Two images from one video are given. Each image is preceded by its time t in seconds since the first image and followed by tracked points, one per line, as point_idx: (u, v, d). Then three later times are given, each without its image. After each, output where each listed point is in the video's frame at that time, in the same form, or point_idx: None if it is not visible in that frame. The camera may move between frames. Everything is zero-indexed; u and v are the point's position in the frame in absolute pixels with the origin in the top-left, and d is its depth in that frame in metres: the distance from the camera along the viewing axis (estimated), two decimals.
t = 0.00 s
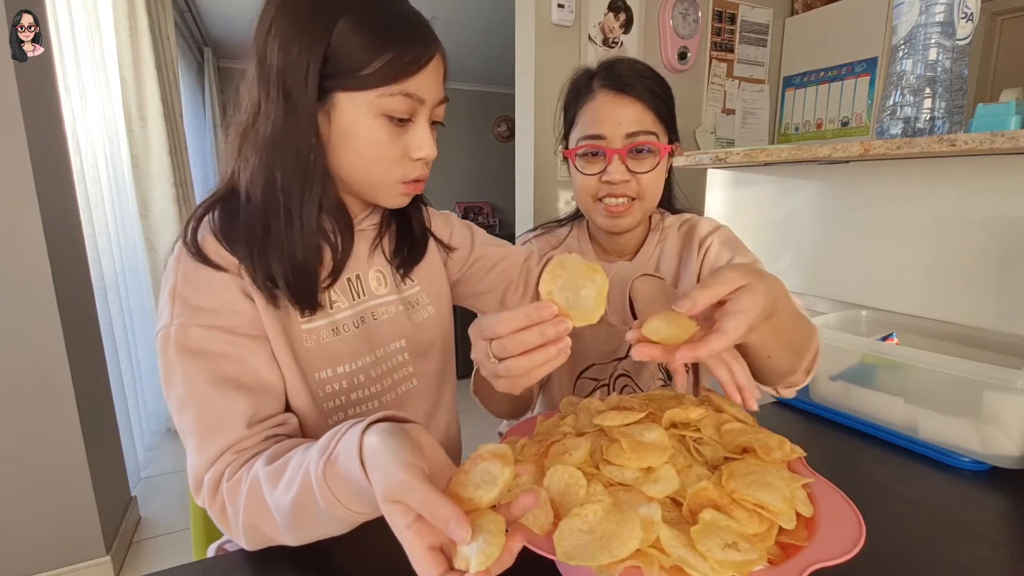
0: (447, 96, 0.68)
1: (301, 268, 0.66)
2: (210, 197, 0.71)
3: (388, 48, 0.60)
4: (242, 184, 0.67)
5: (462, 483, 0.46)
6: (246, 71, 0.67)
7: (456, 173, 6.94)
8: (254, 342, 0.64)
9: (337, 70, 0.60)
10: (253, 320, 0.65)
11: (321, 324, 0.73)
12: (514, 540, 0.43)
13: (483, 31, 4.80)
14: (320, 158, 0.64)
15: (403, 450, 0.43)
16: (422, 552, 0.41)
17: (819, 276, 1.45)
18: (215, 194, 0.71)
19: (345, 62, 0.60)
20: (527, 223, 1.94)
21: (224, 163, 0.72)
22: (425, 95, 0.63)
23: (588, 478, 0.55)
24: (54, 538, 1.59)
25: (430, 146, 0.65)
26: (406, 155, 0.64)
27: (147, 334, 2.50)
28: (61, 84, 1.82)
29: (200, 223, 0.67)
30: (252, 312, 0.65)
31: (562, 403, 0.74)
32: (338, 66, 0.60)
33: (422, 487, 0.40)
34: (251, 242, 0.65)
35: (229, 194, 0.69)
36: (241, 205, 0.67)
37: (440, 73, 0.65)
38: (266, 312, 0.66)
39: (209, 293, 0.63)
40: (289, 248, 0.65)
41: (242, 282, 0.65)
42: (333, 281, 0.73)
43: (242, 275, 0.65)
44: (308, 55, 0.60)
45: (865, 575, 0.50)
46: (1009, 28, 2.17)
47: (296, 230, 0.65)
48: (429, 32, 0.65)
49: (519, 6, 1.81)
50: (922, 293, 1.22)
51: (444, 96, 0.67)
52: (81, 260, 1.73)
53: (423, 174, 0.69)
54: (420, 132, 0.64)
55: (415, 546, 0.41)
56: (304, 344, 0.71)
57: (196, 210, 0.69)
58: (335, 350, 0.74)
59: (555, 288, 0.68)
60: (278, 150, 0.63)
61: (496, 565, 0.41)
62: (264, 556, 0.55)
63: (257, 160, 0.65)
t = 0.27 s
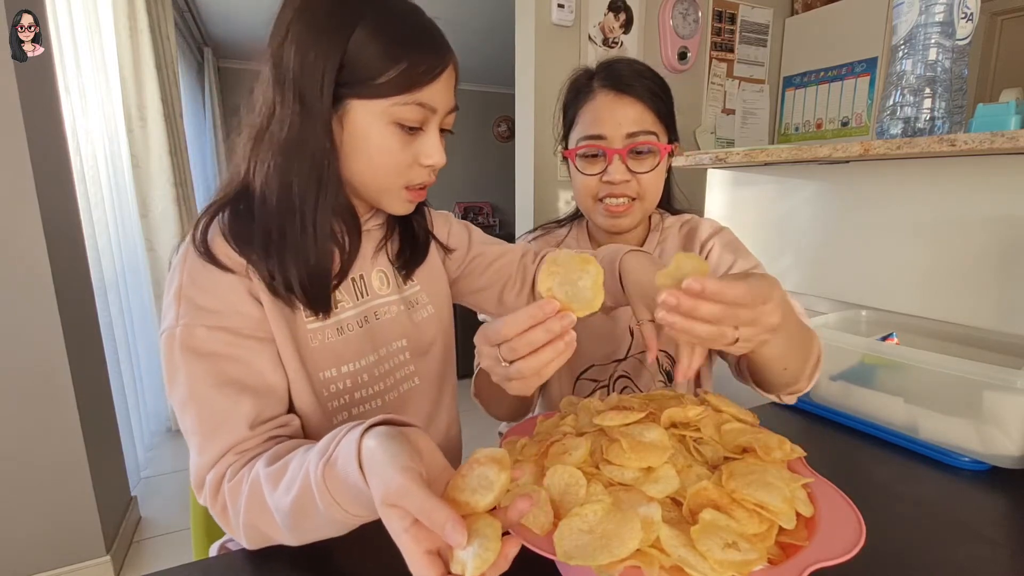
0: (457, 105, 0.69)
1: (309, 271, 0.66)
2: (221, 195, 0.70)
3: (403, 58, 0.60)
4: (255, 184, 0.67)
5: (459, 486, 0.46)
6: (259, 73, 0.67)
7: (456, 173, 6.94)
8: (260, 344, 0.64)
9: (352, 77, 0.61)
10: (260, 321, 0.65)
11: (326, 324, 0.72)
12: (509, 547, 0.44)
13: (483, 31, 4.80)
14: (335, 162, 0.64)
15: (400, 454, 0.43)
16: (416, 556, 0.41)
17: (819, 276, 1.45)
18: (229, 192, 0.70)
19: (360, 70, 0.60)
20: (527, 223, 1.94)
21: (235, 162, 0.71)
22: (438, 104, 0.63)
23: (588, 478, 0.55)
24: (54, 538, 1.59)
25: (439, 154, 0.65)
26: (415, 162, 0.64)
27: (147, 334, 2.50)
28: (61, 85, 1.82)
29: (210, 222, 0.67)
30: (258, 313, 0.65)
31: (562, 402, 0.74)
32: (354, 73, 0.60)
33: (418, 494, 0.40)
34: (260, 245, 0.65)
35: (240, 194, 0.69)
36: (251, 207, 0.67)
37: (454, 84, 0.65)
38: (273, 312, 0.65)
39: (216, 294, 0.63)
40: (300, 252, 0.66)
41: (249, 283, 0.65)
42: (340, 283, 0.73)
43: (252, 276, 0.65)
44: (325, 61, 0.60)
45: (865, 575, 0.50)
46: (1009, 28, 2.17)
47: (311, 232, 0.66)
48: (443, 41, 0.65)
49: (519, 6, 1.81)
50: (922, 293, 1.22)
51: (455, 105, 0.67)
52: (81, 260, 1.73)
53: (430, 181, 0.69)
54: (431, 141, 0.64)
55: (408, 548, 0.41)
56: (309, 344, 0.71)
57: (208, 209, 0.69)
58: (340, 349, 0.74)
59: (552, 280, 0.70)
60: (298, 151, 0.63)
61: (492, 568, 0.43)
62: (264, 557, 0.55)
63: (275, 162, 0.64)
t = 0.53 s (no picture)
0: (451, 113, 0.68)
1: (309, 276, 0.66)
2: (221, 198, 0.69)
3: (402, 66, 0.59)
4: (252, 187, 0.65)
5: (449, 493, 0.45)
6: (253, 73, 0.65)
7: (456, 174, 6.94)
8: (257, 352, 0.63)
9: (349, 80, 0.59)
10: (257, 331, 0.65)
11: (325, 329, 0.72)
12: (498, 552, 0.42)
13: (484, 31, 4.80)
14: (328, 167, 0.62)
15: (389, 461, 0.43)
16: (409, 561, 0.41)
17: (819, 276, 1.45)
18: (223, 199, 0.69)
19: (358, 74, 0.59)
20: (526, 224, 1.94)
21: (230, 162, 0.69)
22: (433, 113, 0.63)
23: (588, 478, 0.56)
24: (54, 538, 1.59)
25: (432, 163, 0.65)
26: (407, 170, 0.63)
27: (147, 334, 2.50)
28: (61, 85, 1.82)
29: (211, 226, 0.66)
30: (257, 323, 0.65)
31: (562, 402, 0.74)
32: (350, 77, 0.59)
33: (407, 504, 0.40)
34: (256, 249, 0.64)
35: (239, 196, 0.67)
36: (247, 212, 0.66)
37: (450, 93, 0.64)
38: (272, 320, 0.66)
39: (211, 304, 0.62)
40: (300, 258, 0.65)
41: (246, 291, 0.64)
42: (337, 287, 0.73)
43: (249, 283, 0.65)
44: (322, 63, 0.59)
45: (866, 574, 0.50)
46: (1009, 28, 2.17)
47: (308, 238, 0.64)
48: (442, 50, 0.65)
49: (519, 6, 1.81)
50: (922, 293, 1.22)
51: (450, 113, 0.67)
52: (81, 260, 1.73)
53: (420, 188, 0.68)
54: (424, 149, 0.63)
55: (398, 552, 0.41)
56: (308, 349, 0.71)
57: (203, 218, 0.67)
58: (339, 352, 0.73)
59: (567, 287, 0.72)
60: (294, 157, 0.61)
61: None
62: (264, 559, 0.54)
63: (274, 163, 0.62)
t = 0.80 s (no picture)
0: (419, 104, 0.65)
1: (274, 284, 0.63)
2: (182, 206, 0.65)
3: (352, 54, 0.56)
4: (210, 192, 0.61)
5: (457, 497, 0.45)
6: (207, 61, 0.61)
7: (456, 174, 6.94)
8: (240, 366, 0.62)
9: (295, 72, 0.56)
10: (235, 340, 0.62)
11: (306, 336, 0.72)
12: (511, 554, 0.40)
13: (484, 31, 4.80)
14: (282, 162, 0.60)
15: (404, 470, 0.44)
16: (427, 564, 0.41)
17: (819, 276, 1.45)
18: (178, 213, 0.65)
19: (305, 65, 0.56)
20: (526, 224, 1.94)
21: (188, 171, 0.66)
22: (392, 104, 0.59)
23: (588, 478, 0.56)
24: (55, 538, 1.59)
25: (396, 158, 0.62)
26: (366, 166, 0.60)
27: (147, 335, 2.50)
28: (61, 84, 1.82)
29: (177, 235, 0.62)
30: (235, 337, 0.62)
31: (562, 402, 0.74)
32: (296, 68, 0.56)
33: (424, 511, 0.40)
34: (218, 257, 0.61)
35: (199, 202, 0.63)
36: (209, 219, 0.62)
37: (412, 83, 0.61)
38: (250, 334, 0.64)
39: (182, 319, 0.59)
40: (263, 267, 0.62)
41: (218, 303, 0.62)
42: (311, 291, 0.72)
43: (220, 293, 0.62)
44: (265, 54, 0.56)
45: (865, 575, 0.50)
46: (1009, 28, 2.17)
47: (267, 246, 0.62)
48: (401, 37, 0.61)
49: (519, 6, 1.81)
50: (922, 293, 1.22)
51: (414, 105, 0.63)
52: (81, 260, 1.73)
53: (386, 186, 0.66)
54: (384, 143, 0.60)
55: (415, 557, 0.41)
56: (291, 359, 0.70)
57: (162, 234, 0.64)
58: (323, 359, 0.73)
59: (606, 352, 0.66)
60: (243, 154, 0.58)
61: None
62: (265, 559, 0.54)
63: (220, 166, 0.60)
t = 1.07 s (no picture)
0: (386, 96, 0.61)
1: (240, 296, 0.62)
2: (155, 220, 0.65)
3: (290, 46, 0.53)
4: (178, 205, 0.61)
5: (431, 511, 0.44)
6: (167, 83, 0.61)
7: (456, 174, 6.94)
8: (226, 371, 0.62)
9: (235, 70, 0.55)
10: (214, 350, 0.61)
11: (291, 343, 0.71)
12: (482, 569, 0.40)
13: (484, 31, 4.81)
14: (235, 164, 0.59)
15: (380, 480, 0.44)
16: None
17: (820, 276, 1.45)
18: (150, 225, 0.65)
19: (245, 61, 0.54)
20: (526, 224, 1.94)
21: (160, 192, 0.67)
22: (343, 97, 0.55)
23: (588, 478, 0.56)
24: (55, 538, 1.59)
25: (360, 154, 0.58)
26: (329, 166, 0.57)
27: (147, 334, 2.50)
28: (61, 84, 1.82)
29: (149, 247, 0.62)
30: (217, 344, 0.62)
31: (562, 403, 0.74)
32: (238, 71, 0.54)
33: (392, 523, 0.40)
34: (188, 267, 0.60)
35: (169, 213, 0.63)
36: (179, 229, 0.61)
37: (366, 67, 0.57)
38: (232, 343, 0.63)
39: (163, 325, 0.59)
40: (232, 279, 0.61)
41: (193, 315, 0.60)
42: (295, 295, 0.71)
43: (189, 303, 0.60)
44: (202, 53, 0.55)
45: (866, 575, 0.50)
46: (1009, 28, 2.17)
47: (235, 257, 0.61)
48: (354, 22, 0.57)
49: (519, 6, 1.81)
50: (923, 292, 1.22)
51: (378, 97, 0.59)
52: (81, 260, 1.73)
53: (359, 187, 0.63)
54: (343, 139, 0.57)
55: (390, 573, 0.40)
56: (278, 363, 0.70)
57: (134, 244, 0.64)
58: (313, 364, 0.73)
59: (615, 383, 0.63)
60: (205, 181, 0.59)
61: None
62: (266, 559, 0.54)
63: (178, 181, 0.60)
